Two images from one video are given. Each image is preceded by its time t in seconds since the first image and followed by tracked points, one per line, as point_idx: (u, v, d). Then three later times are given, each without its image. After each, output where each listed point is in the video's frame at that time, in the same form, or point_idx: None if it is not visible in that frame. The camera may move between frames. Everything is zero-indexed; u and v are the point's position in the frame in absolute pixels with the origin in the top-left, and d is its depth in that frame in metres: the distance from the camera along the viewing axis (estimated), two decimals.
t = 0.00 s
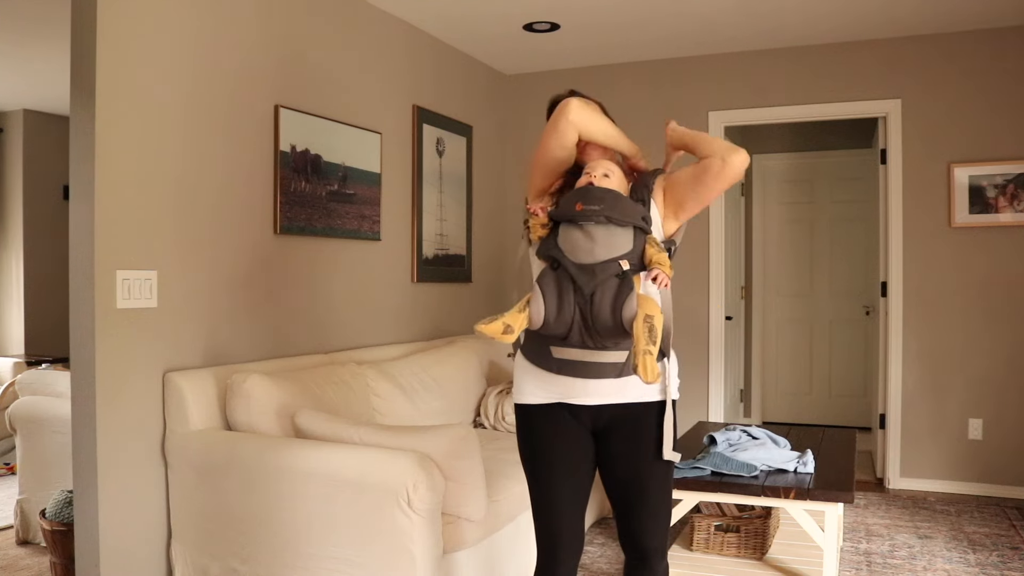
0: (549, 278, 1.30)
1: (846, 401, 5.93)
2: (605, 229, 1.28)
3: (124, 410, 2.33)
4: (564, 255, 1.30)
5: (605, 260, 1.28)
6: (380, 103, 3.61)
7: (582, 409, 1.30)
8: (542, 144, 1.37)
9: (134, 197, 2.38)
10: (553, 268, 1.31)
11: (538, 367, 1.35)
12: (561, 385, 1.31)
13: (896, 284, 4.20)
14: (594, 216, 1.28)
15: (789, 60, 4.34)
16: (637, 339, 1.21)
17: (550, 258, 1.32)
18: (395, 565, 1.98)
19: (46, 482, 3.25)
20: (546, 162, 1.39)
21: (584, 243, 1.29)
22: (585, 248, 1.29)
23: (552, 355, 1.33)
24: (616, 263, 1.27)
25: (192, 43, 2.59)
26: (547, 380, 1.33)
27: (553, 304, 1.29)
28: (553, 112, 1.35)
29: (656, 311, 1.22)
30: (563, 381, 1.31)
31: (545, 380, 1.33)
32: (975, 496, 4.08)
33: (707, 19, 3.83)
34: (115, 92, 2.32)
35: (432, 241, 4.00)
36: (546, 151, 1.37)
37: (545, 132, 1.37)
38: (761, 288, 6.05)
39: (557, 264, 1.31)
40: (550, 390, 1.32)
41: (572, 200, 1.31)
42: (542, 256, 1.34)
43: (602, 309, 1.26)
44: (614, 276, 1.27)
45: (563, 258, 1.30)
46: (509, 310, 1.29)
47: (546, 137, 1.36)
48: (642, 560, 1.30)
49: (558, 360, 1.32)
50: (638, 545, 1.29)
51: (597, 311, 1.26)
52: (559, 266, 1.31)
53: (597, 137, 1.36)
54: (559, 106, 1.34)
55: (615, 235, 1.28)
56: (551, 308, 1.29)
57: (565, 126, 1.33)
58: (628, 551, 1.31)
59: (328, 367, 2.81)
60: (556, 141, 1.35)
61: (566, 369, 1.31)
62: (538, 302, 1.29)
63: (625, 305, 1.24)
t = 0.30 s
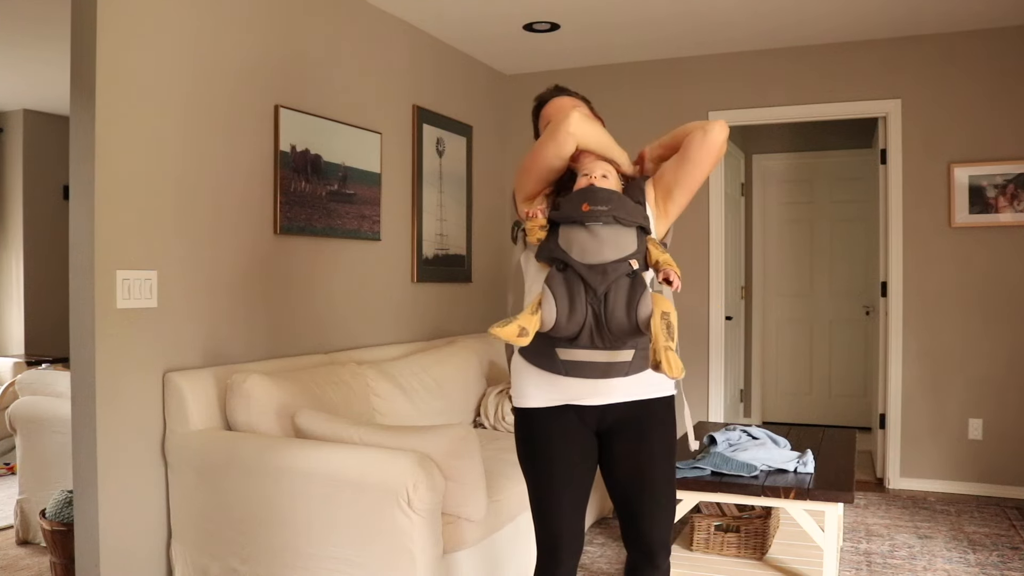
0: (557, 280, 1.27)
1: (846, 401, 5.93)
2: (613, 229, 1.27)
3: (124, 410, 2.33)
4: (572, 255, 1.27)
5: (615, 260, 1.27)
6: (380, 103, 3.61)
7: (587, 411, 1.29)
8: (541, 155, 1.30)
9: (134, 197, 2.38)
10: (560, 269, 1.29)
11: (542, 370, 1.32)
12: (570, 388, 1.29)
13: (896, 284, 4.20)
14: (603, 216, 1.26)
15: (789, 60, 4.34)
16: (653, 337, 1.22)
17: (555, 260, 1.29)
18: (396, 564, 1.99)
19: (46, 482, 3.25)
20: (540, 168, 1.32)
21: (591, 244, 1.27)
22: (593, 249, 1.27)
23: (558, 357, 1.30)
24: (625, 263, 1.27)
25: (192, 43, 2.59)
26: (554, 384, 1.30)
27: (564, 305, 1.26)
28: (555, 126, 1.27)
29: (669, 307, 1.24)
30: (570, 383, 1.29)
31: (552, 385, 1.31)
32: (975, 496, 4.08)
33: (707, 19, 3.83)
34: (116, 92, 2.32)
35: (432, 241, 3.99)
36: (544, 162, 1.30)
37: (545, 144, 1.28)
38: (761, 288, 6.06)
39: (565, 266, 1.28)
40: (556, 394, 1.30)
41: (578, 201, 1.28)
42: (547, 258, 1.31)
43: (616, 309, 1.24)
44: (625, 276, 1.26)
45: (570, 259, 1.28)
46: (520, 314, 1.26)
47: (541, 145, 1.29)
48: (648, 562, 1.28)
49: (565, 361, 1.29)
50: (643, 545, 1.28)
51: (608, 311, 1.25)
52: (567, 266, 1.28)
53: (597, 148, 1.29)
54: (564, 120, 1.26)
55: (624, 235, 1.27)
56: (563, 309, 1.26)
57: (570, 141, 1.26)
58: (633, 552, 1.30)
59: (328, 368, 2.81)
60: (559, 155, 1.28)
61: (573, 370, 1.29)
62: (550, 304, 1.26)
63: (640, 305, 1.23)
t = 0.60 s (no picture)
0: (565, 285, 1.28)
1: (846, 401, 5.93)
2: (618, 236, 1.30)
3: (124, 410, 2.33)
4: (578, 261, 1.28)
5: (620, 266, 1.30)
6: (380, 103, 3.61)
7: (587, 412, 1.28)
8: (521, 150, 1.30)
9: (134, 198, 2.38)
10: (565, 274, 1.30)
11: (541, 372, 1.30)
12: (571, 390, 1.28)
13: (896, 284, 4.20)
14: (610, 224, 1.28)
15: (790, 60, 4.34)
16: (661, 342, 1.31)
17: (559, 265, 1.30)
18: (396, 564, 1.99)
19: (46, 482, 3.26)
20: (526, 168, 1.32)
21: (597, 251, 1.29)
22: (600, 255, 1.29)
23: (559, 360, 1.29)
24: (630, 269, 1.31)
25: (192, 43, 2.59)
26: (554, 386, 1.29)
27: (573, 311, 1.27)
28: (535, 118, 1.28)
29: (675, 313, 1.34)
30: (571, 386, 1.28)
31: (553, 388, 1.29)
32: (975, 496, 4.08)
33: (707, 19, 3.83)
34: (116, 92, 2.32)
35: (432, 241, 3.99)
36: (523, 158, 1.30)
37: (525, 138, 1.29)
38: (761, 288, 6.06)
39: (570, 271, 1.30)
40: (556, 397, 1.28)
41: (586, 208, 1.29)
42: (550, 262, 1.31)
43: (624, 314, 1.28)
44: (632, 283, 1.30)
45: (576, 264, 1.29)
46: (530, 319, 1.27)
47: (524, 145, 1.29)
48: (650, 563, 1.28)
49: (566, 365, 1.28)
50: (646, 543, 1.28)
51: (618, 316, 1.28)
52: (573, 271, 1.29)
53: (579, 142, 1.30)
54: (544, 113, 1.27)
55: (628, 242, 1.31)
56: (572, 315, 1.27)
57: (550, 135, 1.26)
58: (632, 552, 1.29)
59: (328, 368, 2.81)
60: (540, 150, 1.28)
61: (575, 373, 1.28)
62: (561, 309, 1.27)
63: (648, 311, 1.29)
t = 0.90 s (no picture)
0: (598, 289, 1.26)
1: (846, 401, 5.93)
2: (636, 240, 1.31)
3: (123, 410, 2.33)
4: (605, 265, 1.27)
5: (643, 269, 1.30)
6: (380, 103, 3.61)
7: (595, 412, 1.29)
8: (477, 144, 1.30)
9: (135, 198, 2.38)
10: (590, 278, 1.27)
11: (558, 373, 1.29)
12: (589, 390, 1.28)
13: (896, 284, 4.20)
14: (630, 229, 1.29)
15: (790, 59, 4.34)
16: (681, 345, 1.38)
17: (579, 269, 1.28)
18: (396, 564, 1.99)
19: (46, 482, 3.25)
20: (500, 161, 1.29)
21: (621, 255, 1.29)
22: (624, 259, 1.29)
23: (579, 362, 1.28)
24: (651, 272, 1.32)
25: (191, 42, 2.59)
26: (569, 386, 1.28)
27: (609, 314, 1.25)
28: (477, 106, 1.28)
29: (694, 315, 1.40)
30: (589, 388, 1.28)
31: (568, 388, 1.28)
32: (975, 496, 4.08)
33: (707, 19, 3.83)
34: (116, 91, 2.32)
35: (432, 241, 3.99)
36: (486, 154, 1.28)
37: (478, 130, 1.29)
38: (760, 288, 6.06)
39: (596, 274, 1.28)
40: (572, 398, 1.28)
41: (606, 212, 1.29)
42: (571, 267, 1.29)
43: (649, 317, 1.29)
44: (654, 286, 1.31)
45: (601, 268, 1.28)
46: (570, 326, 1.23)
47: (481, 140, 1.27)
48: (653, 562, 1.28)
49: (585, 367, 1.29)
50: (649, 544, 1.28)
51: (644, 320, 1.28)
52: (600, 274, 1.27)
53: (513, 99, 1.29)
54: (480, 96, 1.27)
55: (644, 247, 1.32)
56: (607, 318, 1.25)
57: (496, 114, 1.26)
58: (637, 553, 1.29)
59: (328, 368, 2.81)
60: (497, 139, 1.27)
61: (594, 375, 1.29)
62: (598, 314, 1.24)
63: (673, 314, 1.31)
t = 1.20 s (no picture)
0: (639, 284, 1.33)
1: (847, 401, 5.93)
2: (657, 235, 1.39)
3: (123, 410, 2.33)
4: (638, 262, 1.34)
5: (668, 263, 1.39)
6: (380, 103, 3.61)
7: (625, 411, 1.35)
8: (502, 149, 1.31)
9: (135, 198, 2.38)
10: (626, 274, 1.34)
11: (598, 370, 1.34)
12: (623, 387, 1.35)
13: (896, 284, 4.20)
14: (652, 225, 1.37)
15: (789, 59, 4.34)
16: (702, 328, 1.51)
17: (614, 267, 1.34)
18: (396, 565, 1.99)
19: (46, 482, 3.26)
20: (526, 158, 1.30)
21: (649, 250, 1.37)
22: (652, 254, 1.37)
23: (617, 356, 1.35)
24: (674, 266, 1.41)
25: (191, 43, 2.59)
26: (608, 382, 1.34)
27: (652, 307, 1.33)
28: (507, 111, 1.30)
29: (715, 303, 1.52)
30: (627, 382, 1.36)
31: (606, 382, 1.34)
32: (975, 496, 4.08)
33: (707, 19, 3.83)
34: (116, 91, 2.32)
35: (432, 241, 3.99)
36: (514, 159, 1.30)
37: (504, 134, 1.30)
38: (760, 288, 6.05)
39: (631, 270, 1.34)
40: (610, 394, 1.34)
41: (629, 211, 1.36)
42: (605, 266, 1.34)
43: (681, 305, 1.38)
44: (680, 278, 1.40)
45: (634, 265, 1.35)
46: (624, 322, 1.30)
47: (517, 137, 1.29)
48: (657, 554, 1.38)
49: (624, 361, 1.35)
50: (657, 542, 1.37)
51: (677, 310, 1.37)
52: (634, 270, 1.34)
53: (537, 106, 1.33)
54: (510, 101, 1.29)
55: (663, 241, 1.41)
56: (651, 310, 1.33)
57: (526, 118, 1.28)
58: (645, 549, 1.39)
59: (328, 368, 2.81)
60: (527, 144, 1.29)
61: (631, 368, 1.36)
62: (643, 309, 1.32)
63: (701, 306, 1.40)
